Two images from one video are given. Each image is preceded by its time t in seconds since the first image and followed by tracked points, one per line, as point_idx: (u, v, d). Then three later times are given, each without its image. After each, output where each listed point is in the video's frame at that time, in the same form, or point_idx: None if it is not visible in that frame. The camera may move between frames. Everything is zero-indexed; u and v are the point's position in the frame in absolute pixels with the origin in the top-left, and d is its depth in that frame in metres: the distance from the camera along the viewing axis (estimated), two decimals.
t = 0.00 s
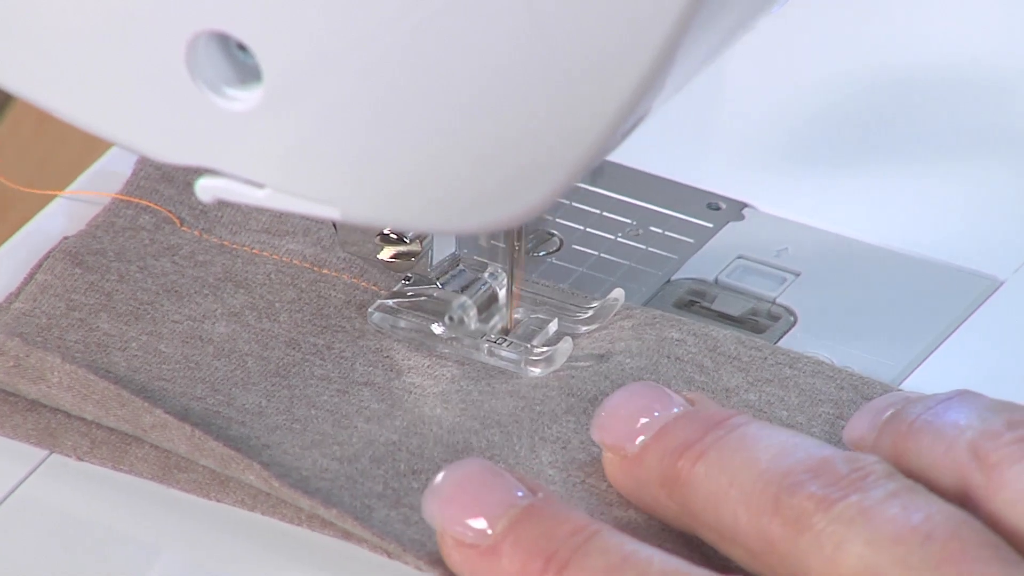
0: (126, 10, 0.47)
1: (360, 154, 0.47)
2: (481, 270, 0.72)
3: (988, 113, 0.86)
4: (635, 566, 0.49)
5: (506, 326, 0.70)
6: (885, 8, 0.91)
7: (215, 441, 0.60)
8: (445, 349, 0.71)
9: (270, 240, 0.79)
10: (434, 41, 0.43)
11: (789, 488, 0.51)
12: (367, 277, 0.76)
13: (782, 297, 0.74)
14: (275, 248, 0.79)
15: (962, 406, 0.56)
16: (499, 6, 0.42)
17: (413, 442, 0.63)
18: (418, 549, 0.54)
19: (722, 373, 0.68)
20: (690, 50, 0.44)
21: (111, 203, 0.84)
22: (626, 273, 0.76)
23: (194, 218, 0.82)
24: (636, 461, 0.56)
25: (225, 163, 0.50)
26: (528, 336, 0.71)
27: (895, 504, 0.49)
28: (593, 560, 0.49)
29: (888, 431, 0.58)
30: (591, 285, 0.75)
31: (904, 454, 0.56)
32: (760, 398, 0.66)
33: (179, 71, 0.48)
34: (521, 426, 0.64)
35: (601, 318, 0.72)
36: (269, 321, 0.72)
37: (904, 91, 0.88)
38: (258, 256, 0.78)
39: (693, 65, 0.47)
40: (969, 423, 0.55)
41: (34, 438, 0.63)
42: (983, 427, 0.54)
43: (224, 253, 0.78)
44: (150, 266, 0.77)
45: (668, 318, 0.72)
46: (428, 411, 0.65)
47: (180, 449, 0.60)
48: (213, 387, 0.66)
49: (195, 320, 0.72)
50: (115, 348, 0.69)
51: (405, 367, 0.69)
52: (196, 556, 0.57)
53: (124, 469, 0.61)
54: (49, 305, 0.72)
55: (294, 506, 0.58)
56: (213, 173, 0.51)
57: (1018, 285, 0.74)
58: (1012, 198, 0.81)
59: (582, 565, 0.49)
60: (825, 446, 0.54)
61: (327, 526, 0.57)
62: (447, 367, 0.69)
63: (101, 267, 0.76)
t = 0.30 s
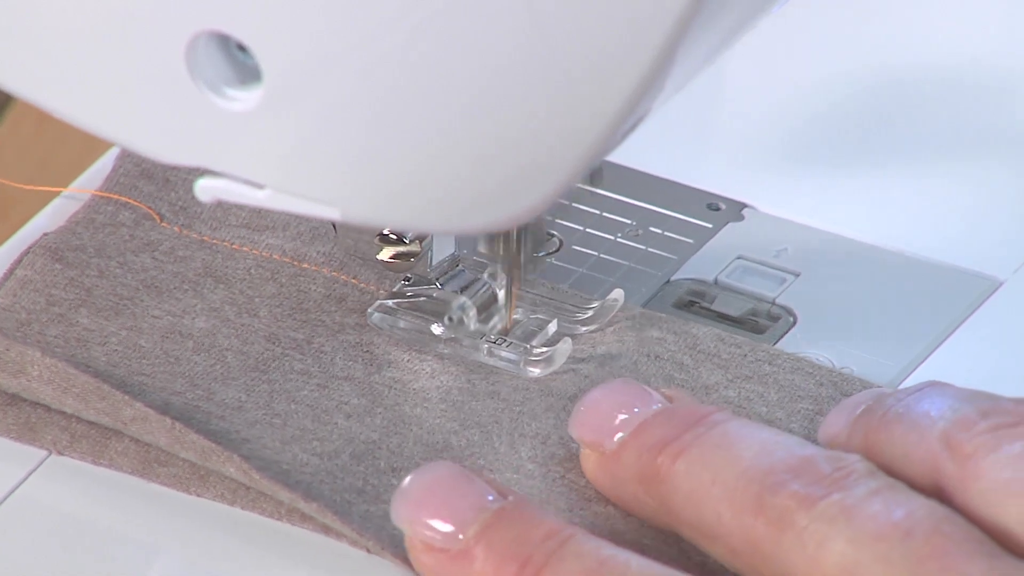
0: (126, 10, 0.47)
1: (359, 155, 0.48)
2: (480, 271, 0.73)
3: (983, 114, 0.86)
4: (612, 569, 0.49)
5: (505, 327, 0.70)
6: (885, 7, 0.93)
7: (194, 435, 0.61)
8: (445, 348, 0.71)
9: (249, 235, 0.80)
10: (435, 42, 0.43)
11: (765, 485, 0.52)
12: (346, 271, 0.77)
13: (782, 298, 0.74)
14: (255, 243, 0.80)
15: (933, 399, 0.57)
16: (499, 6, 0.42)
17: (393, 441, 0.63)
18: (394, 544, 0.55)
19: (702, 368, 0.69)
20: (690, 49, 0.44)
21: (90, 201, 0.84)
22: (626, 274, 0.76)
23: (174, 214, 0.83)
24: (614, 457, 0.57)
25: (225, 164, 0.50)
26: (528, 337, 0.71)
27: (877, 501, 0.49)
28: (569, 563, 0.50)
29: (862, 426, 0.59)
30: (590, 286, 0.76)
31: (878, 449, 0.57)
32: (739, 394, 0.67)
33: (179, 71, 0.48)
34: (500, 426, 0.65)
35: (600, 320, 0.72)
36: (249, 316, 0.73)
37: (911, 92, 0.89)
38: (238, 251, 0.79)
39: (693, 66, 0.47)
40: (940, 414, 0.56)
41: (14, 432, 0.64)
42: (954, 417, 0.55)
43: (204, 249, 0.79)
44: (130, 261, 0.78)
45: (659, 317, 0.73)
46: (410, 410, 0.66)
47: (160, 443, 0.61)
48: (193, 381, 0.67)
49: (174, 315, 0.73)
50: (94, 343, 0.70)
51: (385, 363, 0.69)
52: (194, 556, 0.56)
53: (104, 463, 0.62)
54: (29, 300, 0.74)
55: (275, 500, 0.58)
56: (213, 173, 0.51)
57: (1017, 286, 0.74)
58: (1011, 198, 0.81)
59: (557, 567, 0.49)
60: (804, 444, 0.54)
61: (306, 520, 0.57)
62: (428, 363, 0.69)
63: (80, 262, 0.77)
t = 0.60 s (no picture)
0: (126, 10, 0.47)
1: (359, 156, 0.48)
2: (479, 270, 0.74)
3: (979, 113, 0.86)
4: (591, 557, 0.49)
5: (503, 324, 0.71)
6: (886, 6, 0.91)
7: (167, 420, 0.61)
8: (443, 347, 0.70)
9: (230, 226, 0.81)
10: (436, 41, 0.43)
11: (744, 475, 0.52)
12: (326, 260, 0.78)
13: (780, 296, 0.75)
14: (236, 233, 0.81)
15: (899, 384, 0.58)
16: (499, 7, 0.42)
17: (367, 429, 0.63)
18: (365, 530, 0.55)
19: (672, 350, 0.69)
20: (689, 48, 0.44)
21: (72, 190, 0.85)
22: (625, 272, 0.77)
23: (155, 203, 0.84)
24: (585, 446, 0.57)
25: (225, 164, 0.50)
26: (526, 335, 0.71)
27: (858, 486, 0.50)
28: (543, 551, 0.50)
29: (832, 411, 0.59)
30: (589, 283, 0.76)
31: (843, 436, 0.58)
32: (708, 375, 0.68)
33: (179, 71, 0.48)
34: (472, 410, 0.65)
35: (599, 316, 0.72)
36: (227, 305, 0.74)
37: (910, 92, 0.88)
38: (219, 241, 0.80)
39: (692, 64, 0.47)
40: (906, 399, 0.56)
41: None
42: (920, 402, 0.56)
43: (184, 238, 0.80)
44: (110, 250, 0.79)
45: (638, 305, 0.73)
46: (385, 402, 0.66)
47: (133, 427, 0.62)
48: (169, 370, 0.67)
49: (151, 304, 0.73)
50: (71, 331, 0.70)
51: (361, 352, 0.70)
52: (194, 557, 0.56)
53: (76, 450, 0.63)
54: (7, 287, 0.74)
55: (246, 488, 0.59)
56: (212, 171, 0.51)
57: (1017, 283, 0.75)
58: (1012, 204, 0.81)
59: (533, 555, 0.49)
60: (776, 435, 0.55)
61: (276, 508, 0.58)
62: (404, 352, 0.70)
63: (60, 252, 0.78)
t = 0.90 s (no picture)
0: (126, 10, 0.47)
1: (359, 156, 0.48)
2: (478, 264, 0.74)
3: (979, 112, 0.85)
4: (713, 536, 0.50)
5: (502, 319, 0.72)
6: (885, 6, 0.89)
7: (149, 415, 0.62)
8: (442, 342, 0.71)
9: (207, 218, 0.81)
10: (437, 41, 0.43)
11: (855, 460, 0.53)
12: (304, 251, 0.79)
13: (779, 295, 0.75)
14: (212, 226, 0.81)
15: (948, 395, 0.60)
16: (499, 7, 0.42)
17: (347, 423, 0.64)
18: (346, 519, 0.57)
19: (655, 344, 0.70)
20: (688, 47, 0.44)
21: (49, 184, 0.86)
22: (624, 270, 0.77)
23: (131, 197, 0.85)
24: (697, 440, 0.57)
25: (224, 162, 0.50)
26: (526, 331, 0.72)
27: (973, 477, 0.50)
28: (669, 531, 0.51)
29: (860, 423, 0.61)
30: (588, 280, 0.76)
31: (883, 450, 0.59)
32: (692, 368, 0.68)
33: (179, 71, 0.48)
34: (453, 404, 0.66)
35: (598, 312, 0.72)
36: (205, 299, 0.74)
37: (909, 92, 0.87)
38: (196, 234, 0.80)
39: (691, 63, 0.47)
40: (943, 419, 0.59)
41: None
42: (955, 422, 0.59)
43: (161, 231, 0.81)
44: (87, 245, 0.79)
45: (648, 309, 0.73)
46: (365, 394, 0.66)
47: (114, 422, 0.62)
48: (148, 364, 0.68)
49: (131, 298, 0.74)
50: (50, 325, 0.70)
51: (340, 344, 0.70)
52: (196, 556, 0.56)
53: (56, 443, 0.63)
54: None
55: (228, 481, 0.60)
56: (211, 168, 0.51)
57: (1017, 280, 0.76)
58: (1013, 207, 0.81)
59: (657, 536, 0.50)
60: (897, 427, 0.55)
61: (262, 501, 0.59)
62: (384, 344, 0.70)
63: (38, 246, 0.79)
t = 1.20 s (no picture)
0: (125, 10, 0.47)
1: (359, 156, 0.48)
2: (477, 266, 0.74)
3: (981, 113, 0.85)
4: (686, 535, 0.50)
5: (503, 322, 0.72)
6: (885, 6, 0.88)
7: (121, 405, 0.63)
8: (442, 344, 0.71)
9: (177, 211, 0.81)
10: (438, 41, 0.43)
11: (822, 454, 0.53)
12: (275, 242, 0.78)
13: (780, 294, 0.75)
14: (182, 218, 0.81)
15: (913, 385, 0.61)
16: (499, 7, 0.42)
17: (319, 416, 0.64)
18: (323, 508, 0.57)
19: (627, 340, 0.70)
20: (688, 46, 0.44)
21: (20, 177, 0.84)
22: (624, 270, 0.77)
23: (101, 189, 0.83)
24: (664, 435, 0.58)
25: (223, 162, 0.50)
26: (525, 333, 0.71)
27: (944, 470, 0.51)
28: (639, 529, 0.51)
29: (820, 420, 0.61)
30: (588, 280, 0.76)
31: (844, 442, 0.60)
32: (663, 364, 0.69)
33: (179, 72, 0.48)
34: (428, 401, 0.66)
35: (597, 314, 0.72)
36: (176, 291, 0.74)
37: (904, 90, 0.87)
38: (166, 226, 0.80)
39: (690, 63, 0.47)
40: (907, 407, 0.60)
41: None
42: (918, 408, 0.60)
43: (131, 223, 0.81)
44: (56, 237, 0.78)
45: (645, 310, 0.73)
46: (336, 385, 0.67)
47: (86, 413, 0.63)
48: (119, 356, 0.68)
49: (101, 291, 0.74)
50: (21, 318, 0.71)
51: (311, 335, 0.71)
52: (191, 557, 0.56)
53: (30, 435, 0.63)
54: None
55: (200, 473, 0.60)
56: (210, 168, 0.51)
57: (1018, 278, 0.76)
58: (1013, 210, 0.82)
59: (628, 535, 0.51)
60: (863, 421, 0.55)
61: (233, 494, 0.59)
62: (354, 335, 0.71)
63: (6, 241, 0.78)
